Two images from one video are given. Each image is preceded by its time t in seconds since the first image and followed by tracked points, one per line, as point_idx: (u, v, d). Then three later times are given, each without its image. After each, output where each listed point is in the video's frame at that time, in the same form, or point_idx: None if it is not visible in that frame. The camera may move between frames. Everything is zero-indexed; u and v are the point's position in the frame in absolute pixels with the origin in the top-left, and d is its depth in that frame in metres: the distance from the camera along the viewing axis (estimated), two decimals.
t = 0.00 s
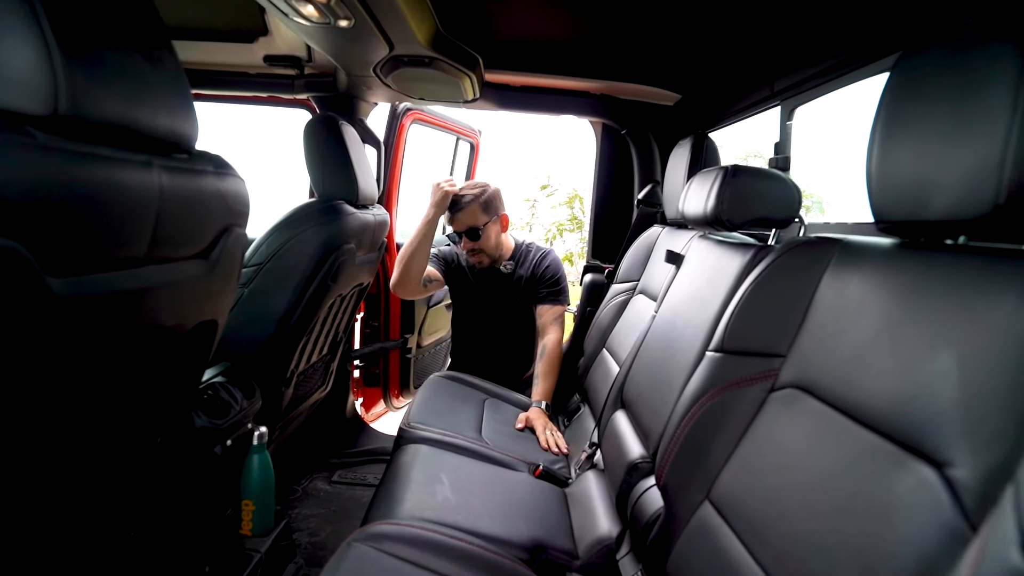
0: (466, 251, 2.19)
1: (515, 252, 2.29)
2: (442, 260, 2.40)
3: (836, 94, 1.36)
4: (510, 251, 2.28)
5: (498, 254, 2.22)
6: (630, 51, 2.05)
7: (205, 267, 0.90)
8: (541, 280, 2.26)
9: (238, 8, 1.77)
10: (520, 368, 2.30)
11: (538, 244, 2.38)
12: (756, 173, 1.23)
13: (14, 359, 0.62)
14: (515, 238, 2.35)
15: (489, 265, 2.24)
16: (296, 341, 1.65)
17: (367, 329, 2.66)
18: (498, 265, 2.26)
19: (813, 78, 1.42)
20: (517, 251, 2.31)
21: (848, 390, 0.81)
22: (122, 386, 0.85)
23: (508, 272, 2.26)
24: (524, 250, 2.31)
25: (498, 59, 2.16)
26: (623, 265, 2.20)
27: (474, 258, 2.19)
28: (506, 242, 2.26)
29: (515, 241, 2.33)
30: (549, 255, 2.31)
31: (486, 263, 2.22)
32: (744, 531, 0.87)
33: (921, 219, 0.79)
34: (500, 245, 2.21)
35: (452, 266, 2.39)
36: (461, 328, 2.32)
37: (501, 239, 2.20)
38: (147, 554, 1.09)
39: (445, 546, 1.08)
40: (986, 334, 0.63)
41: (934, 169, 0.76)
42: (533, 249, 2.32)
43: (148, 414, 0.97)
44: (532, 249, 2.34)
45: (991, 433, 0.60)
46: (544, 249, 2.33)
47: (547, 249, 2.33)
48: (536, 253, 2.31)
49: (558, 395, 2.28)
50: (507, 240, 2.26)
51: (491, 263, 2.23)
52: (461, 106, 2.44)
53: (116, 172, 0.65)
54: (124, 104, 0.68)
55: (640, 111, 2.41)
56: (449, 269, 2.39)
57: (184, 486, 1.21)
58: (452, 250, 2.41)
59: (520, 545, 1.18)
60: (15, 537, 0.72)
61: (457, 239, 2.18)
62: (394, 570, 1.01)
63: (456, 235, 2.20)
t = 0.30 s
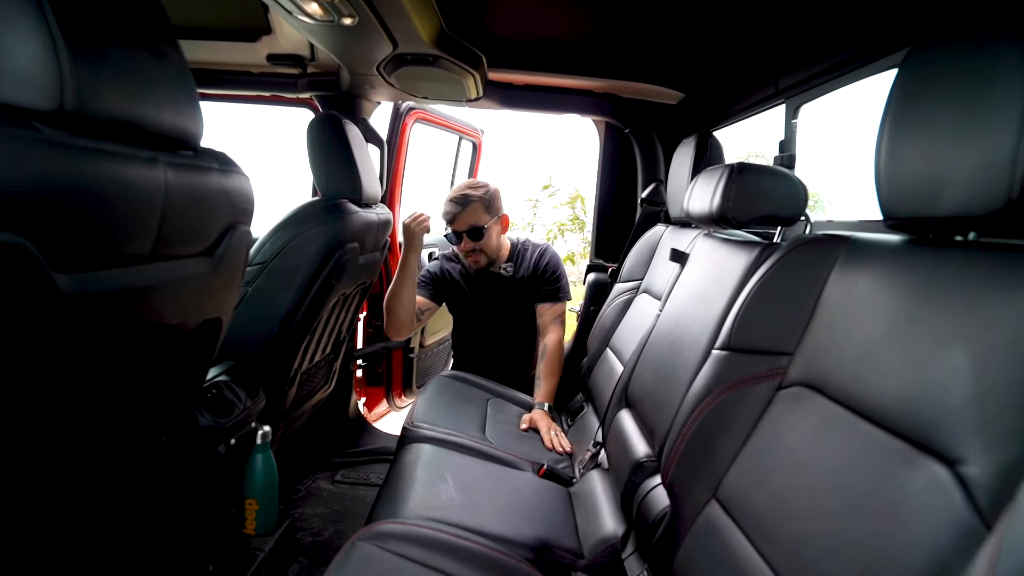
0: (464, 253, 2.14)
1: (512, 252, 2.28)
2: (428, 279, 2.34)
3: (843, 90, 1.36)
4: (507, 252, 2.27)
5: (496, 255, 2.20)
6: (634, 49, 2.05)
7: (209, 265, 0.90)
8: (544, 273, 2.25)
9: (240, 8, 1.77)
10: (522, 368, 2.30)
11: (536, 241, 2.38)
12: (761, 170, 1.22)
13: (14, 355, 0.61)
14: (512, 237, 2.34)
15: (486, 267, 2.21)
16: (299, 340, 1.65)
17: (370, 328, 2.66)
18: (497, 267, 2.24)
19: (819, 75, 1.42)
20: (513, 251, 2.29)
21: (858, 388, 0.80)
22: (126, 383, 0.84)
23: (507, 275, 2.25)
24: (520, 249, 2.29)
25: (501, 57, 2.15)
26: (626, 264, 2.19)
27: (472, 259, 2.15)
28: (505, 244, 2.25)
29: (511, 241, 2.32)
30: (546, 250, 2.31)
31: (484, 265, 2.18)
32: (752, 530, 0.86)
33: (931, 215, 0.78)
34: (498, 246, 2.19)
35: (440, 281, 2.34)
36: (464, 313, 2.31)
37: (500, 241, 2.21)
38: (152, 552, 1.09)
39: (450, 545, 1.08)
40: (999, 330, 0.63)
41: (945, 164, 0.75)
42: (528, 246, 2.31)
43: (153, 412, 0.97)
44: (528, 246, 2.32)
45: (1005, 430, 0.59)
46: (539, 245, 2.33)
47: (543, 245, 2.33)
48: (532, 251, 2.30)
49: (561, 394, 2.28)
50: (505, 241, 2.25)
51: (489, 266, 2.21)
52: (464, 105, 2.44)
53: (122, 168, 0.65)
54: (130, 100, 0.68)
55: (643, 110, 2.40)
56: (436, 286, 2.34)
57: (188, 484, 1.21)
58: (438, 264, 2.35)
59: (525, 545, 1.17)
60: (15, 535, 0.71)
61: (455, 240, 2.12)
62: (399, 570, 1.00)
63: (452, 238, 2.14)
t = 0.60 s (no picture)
0: (469, 252, 2.12)
1: (512, 250, 2.27)
2: (421, 293, 2.25)
3: (847, 86, 1.34)
4: (508, 251, 2.26)
5: (499, 256, 2.19)
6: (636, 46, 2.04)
7: (213, 260, 0.90)
8: (546, 268, 2.25)
9: (242, 7, 1.77)
10: (524, 366, 2.29)
11: (533, 237, 2.38)
12: (765, 167, 1.22)
13: (17, 348, 0.61)
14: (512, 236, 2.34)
15: (489, 267, 2.19)
16: (302, 337, 1.65)
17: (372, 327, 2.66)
18: (500, 267, 2.23)
19: (823, 71, 1.40)
20: (513, 250, 2.28)
21: (862, 383, 0.80)
22: (130, 378, 0.85)
23: (508, 275, 2.23)
24: (520, 247, 2.28)
25: (504, 55, 2.15)
26: (629, 262, 2.18)
27: (477, 258, 2.13)
28: (506, 244, 2.24)
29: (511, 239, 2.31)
30: (546, 246, 2.32)
31: (487, 265, 2.17)
32: (756, 525, 0.86)
33: (938, 208, 0.78)
34: (502, 247, 2.19)
35: (435, 292, 2.26)
36: (461, 309, 2.29)
37: (504, 241, 2.20)
38: (155, 548, 1.09)
39: (453, 542, 1.08)
40: (1007, 324, 0.62)
41: (952, 158, 0.74)
42: (528, 244, 2.31)
43: (156, 407, 0.97)
44: (527, 243, 2.33)
45: (1012, 423, 0.59)
46: (538, 241, 2.34)
47: (542, 241, 2.34)
48: (531, 249, 2.30)
49: (564, 393, 2.27)
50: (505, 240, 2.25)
51: (493, 266, 2.20)
52: (467, 102, 2.44)
53: (125, 161, 0.65)
54: (132, 93, 0.67)
55: (646, 108, 2.40)
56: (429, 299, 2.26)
57: (192, 481, 1.21)
58: (434, 275, 2.28)
59: (528, 542, 1.17)
60: (17, 530, 0.72)
61: (460, 239, 2.10)
62: (401, 566, 1.00)
63: (456, 238, 2.11)
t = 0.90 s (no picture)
0: (470, 256, 2.12)
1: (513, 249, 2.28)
2: (425, 296, 2.20)
3: (852, 81, 1.34)
4: (510, 251, 2.26)
5: (500, 258, 2.19)
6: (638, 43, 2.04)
7: (217, 254, 0.90)
8: (547, 263, 2.27)
9: (245, 5, 1.78)
10: (527, 364, 2.29)
11: (531, 234, 2.40)
12: (768, 162, 1.22)
13: (20, 338, 0.61)
14: (514, 236, 2.34)
15: (490, 270, 2.20)
16: (305, 334, 1.65)
17: (374, 325, 2.66)
18: (502, 267, 2.23)
19: (827, 66, 1.40)
20: (515, 250, 2.29)
21: (866, 377, 0.80)
22: (134, 372, 0.85)
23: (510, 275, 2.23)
24: (521, 246, 2.30)
25: (506, 53, 2.15)
26: (631, 260, 2.18)
27: (478, 261, 2.14)
28: (507, 245, 2.24)
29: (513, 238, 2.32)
30: (547, 242, 2.33)
31: (489, 268, 2.17)
32: (759, 519, 0.86)
33: (942, 201, 0.78)
34: (503, 248, 2.18)
35: (439, 296, 2.22)
36: (462, 312, 2.28)
37: (505, 242, 2.20)
38: (158, 543, 1.09)
39: (456, 537, 1.07)
40: (1011, 315, 0.62)
41: (956, 150, 0.74)
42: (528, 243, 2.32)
43: (159, 402, 0.97)
44: (527, 242, 2.34)
45: (1017, 414, 0.58)
46: (537, 237, 2.35)
47: (542, 237, 2.36)
48: (532, 245, 2.32)
49: (566, 391, 2.27)
50: (507, 240, 2.25)
51: (495, 268, 2.20)
52: (469, 100, 2.44)
53: (130, 153, 0.65)
54: (136, 86, 0.67)
55: (648, 106, 2.40)
56: (432, 302, 2.20)
57: (195, 476, 1.21)
58: (437, 279, 2.26)
59: (530, 537, 1.17)
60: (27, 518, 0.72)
61: (462, 243, 2.10)
62: (404, 562, 1.00)
63: (457, 241, 2.11)
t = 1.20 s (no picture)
0: (475, 252, 2.11)
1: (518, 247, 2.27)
2: (428, 291, 2.19)
3: (859, 74, 1.32)
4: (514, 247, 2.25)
5: (506, 254, 2.18)
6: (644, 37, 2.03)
7: (221, 244, 0.89)
8: (552, 258, 2.26)
9: None
10: (531, 360, 2.28)
11: (535, 231, 2.40)
12: (778, 153, 1.20)
13: (32, 323, 0.61)
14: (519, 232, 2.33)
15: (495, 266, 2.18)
16: (309, 329, 1.64)
17: (378, 322, 2.65)
18: (506, 264, 2.22)
19: (834, 58, 1.38)
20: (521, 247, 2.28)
21: (880, 368, 0.78)
22: (138, 362, 0.84)
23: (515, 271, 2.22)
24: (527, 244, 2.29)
25: (510, 47, 2.14)
26: (636, 256, 2.17)
27: (483, 257, 2.13)
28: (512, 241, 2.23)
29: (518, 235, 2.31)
30: (552, 239, 2.32)
31: (493, 264, 2.16)
32: (771, 512, 0.85)
33: (958, 188, 0.76)
34: (508, 245, 2.17)
35: (442, 291, 2.21)
36: (466, 309, 2.27)
37: (511, 238, 2.19)
38: (162, 537, 1.08)
39: (462, 532, 1.06)
40: None
41: (973, 136, 0.73)
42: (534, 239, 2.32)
43: (163, 394, 0.97)
44: (532, 238, 2.33)
45: None
46: (542, 233, 2.35)
47: (548, 234, 2.35)
48: (538, 242, 2.31)
49: (570, 388, 2.26)
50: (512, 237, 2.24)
51: (500, 264, 2.19)
52: (473, 95, 2.43)
53: (136, 138, 0.64)
54: (142, 71, 0.67)
55: (653, 101, 2.39)
56: (435, 297, 2.20)
57: (199, 470, 1.20)
58: (441, 274, 2.25)
59: (536, 533, 1.16)
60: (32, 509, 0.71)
61: (466, 239, 2.08)
62: (409, 556, 0.99)
63: (462, 237, 2.10)
